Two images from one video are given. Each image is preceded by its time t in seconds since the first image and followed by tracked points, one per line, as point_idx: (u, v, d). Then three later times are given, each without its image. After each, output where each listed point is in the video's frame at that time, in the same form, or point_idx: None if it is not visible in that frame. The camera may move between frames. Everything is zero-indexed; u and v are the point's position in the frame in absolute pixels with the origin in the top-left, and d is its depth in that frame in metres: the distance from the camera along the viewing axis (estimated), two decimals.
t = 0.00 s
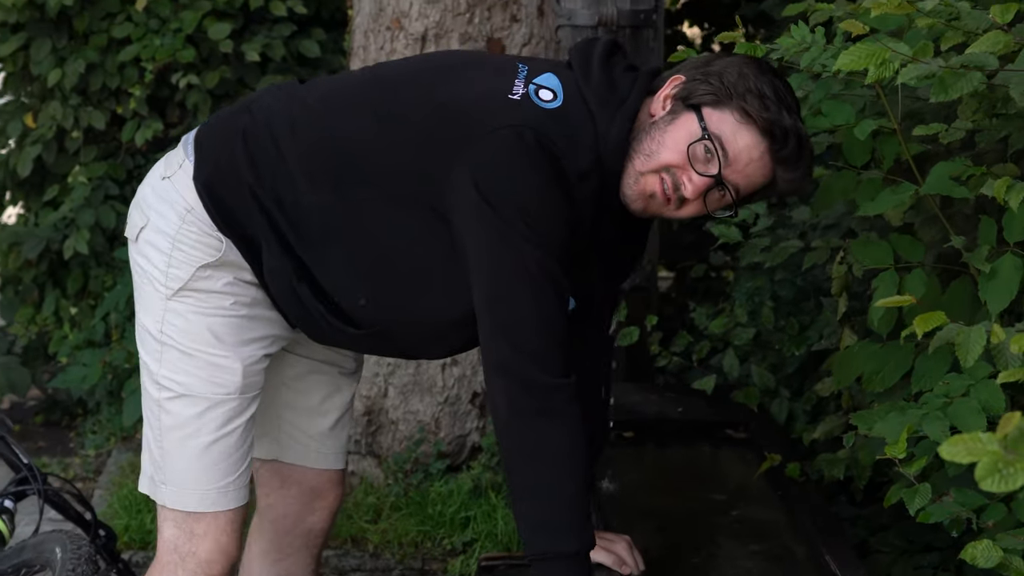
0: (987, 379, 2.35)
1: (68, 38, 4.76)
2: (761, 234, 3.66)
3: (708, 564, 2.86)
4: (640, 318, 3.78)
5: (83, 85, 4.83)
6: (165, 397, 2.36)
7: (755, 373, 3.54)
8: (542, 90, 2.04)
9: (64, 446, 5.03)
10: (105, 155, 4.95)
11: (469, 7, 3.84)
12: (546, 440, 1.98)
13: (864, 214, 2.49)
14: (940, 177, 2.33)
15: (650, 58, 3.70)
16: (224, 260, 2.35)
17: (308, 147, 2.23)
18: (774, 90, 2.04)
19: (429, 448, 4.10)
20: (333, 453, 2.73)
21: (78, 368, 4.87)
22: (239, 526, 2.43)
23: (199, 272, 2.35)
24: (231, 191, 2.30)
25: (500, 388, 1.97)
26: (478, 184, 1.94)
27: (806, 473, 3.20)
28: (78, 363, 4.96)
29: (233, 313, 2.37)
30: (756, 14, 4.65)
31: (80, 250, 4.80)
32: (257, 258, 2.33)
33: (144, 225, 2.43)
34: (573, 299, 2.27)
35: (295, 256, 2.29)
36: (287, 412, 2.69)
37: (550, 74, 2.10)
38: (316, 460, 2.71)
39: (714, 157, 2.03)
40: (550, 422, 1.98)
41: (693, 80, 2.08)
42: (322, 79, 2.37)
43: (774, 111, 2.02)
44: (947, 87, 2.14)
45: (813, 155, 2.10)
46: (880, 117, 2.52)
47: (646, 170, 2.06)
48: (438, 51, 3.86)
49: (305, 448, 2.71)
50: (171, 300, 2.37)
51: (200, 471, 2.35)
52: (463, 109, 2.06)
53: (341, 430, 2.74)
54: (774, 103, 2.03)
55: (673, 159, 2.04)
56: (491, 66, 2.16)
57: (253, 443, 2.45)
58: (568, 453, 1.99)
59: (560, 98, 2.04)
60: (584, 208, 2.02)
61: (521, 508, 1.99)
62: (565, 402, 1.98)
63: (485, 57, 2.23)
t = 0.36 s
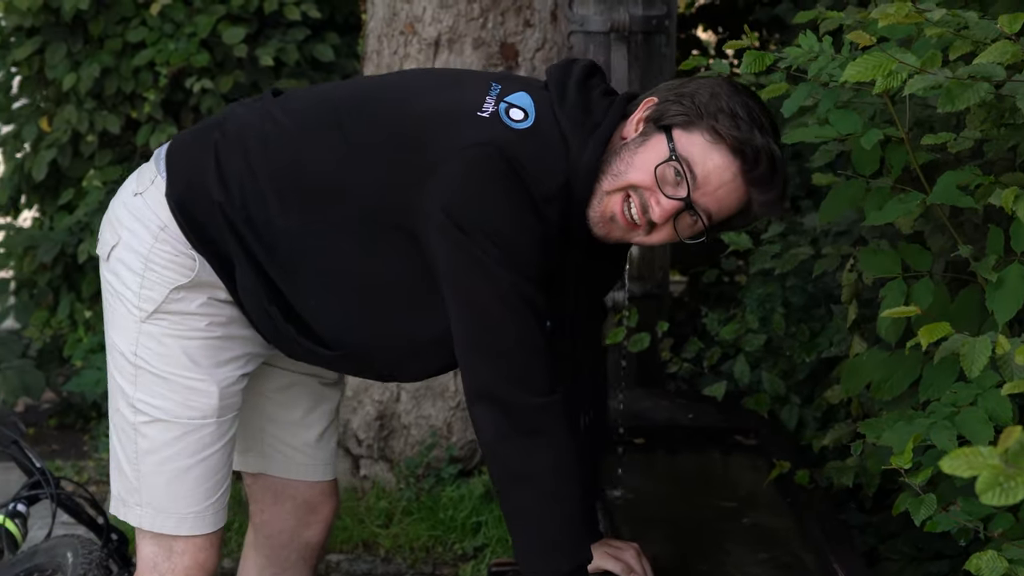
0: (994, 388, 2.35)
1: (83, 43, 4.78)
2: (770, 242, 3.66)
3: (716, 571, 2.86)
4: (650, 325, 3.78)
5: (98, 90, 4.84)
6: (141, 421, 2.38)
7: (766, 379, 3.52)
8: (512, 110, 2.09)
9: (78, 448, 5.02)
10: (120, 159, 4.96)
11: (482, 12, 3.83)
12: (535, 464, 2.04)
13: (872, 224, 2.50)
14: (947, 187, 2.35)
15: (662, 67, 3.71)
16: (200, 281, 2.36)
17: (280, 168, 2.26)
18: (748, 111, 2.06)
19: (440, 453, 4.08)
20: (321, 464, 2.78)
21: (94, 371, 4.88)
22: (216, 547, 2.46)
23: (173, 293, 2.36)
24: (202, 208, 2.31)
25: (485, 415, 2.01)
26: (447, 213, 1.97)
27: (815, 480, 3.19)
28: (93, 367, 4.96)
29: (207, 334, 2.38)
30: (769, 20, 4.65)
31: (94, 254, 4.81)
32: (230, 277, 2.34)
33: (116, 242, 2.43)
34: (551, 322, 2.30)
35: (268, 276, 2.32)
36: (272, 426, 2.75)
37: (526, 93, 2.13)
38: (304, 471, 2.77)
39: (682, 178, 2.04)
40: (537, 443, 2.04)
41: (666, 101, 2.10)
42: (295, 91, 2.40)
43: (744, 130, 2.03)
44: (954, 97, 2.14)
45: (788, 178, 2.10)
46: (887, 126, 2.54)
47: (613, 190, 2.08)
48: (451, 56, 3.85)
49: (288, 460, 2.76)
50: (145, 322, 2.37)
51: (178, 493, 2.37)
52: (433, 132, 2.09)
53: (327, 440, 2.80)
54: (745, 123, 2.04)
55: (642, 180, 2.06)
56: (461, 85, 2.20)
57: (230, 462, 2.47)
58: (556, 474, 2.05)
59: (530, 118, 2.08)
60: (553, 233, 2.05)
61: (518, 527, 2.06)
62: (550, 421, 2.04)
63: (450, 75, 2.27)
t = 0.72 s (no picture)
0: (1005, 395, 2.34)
1: (99, 45, 4.80)
2: (782, 245, 3.66)
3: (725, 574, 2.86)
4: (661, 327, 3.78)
5: (115, 92, 4.86)
6: (126, 429, 2.43)
7: (778, 382, 3.52)
8: (493, 125, 2.14)
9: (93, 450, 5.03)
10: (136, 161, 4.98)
11: (496, 15, 3.83)
12: (531, 478, 2.07)
13: (881, 230, 2.50)
14: (958, 192, 2.35)
15: (675, 72, 3.73)
16: (180, 287, 2.43)
17: (265, 182, 2.32)
18: (728, 134, 2.13)
19: (454, 455, 4.06)
20: (314, 468, 2.80)
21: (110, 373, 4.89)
22: (208, 551, 2.51)
23: (155, 299, 2.42)
24: (184, 216, 2.39)
25: (475, 430, 2.06)
26: (430, 231, 2.02)
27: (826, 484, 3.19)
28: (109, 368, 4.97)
29: (190, 340, 2.44)
30: (784, 23, 4.66)
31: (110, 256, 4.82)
32: (210, 282, 2.42)
33: (100, 250, 2.50)
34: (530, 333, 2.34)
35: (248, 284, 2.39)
36: (264, 431, 2.77)
37: (504, 108, 2.20)
38: (297, 476, 2.79)
39: (663, 201, 2.11)
40: (531, 457, 2.07)
41: (646, 122, 2.17)
42: (276, 102, 2.46)
43: (726, 153, 2.10)
44: (963, 104, 2.13)
45: (766, 202, 2.18)
46: (897, 131, 2.54)
47: (596, 211, 2.15)
48: (466, 58, 3.84)
49: (283, 466, 2.78)
50: (127, 329, 2.43)
51: (167, 500, 2.42)
52: (413, 146, 2.15)
53: (321, 444, 2.82)
54: (726, 146, 2.11)
55: (624, 200, 2.13)
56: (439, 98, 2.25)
57: (218, 468, 2.52)
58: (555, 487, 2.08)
59: (507, 134, 2.13)
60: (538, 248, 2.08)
61: (514, 538, 2.10)
62: (543, 433, 2.08)
63: (431, 88, 2.32)
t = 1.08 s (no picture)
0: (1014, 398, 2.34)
1: (114, 45, 4.81)
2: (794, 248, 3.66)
3: None
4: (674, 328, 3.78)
5: (130, 93, 4.87)
6: (139, 426, 2.42)
7: (789, 385, 3.52)
8: (506, 124, 2.13)
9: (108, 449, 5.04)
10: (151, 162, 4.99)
11: (510, 16, 3.81)
12: (541, 477, 2.05)
13: (891, 232, 2.50)
14: (967, 195, 2.33)
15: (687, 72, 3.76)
16: (195, 285, 2.40)
17: (278, 180, 2.31)
18: (742, 115, 2.12)
19: (466, 456, 4.07)
20: (330, 466, 2.80)
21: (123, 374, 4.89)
22: (221, 550, 2.50)
23: (169, 296, 2.40)
24: (198, 212, 2.35)
25: (486, 428, 2.04)
26: (442, 228, 2.00)
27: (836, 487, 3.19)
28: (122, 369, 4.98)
29: (203, 337, 2.42)
30: (798, 25, 4.65)
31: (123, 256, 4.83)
32: (225, 280, 2.39)
33: (113, 247, 2.49)
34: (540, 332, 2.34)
35: (262, 279, 2.36)
36: (279, 430, 2.77)
37: (516, 106, 2.19)
38: (314, 474, 2.79)
39: (683, 182, 2.10)
40: (540, 456, 2.06)
41: (659, 110, 2.16)
42: (287, 99, 2.46)
43: (743, 133, 2.10)
44: (972, 106, 2.13)
45: (783, 179, 2.17)
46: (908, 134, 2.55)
47: (616, 198, 2.14)
48: (478, 59, 3.82)
49: (299, 464, 2.78)
50: (142, 327, 2.41)
51: (179, 497, 2.41)
52: (427, 143, 2.14)
53: (336, 442, 2.81)
54: (742, 126, 2.11)
55: (643, 185, 2.12)
56: (452, 96, 2.25)
57: (230, 465, 2.51)
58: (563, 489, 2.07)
59: (521, 132, 2.12)
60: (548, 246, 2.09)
61: (524, 538, 2.09)
62: (551, 433, 2.07)
63: (443, 85, 2.31)
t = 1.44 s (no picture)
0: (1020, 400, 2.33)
1: (126, 46, 4.82)
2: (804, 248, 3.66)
3: None
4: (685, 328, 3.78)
5: (141, 93, 4.87)
6: (156, 421, 2.42)
7: (798, 385, 3.51)
8: (520, 120, 2.13)
9: (118, 449, 5.04)
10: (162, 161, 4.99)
11: (520, 17, 3.81)
12: (552, 475, 2.04)
13: (899, 232, 2.50)
14: (975, 195, 2.33)
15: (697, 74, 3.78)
16: (213, 281, 2.41)
17: (294, 174, 2.31)
18: (759, 121, 2.10)
19: (475, 457, 4.07)
20: (347, 463, 2.80)
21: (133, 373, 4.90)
22: (235, 546, 2.49)
23: (187, 292, 2.40)
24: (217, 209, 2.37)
25: (498, 422, 2.03)
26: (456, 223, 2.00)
27: (844, 487, 3.18)
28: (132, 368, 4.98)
29: (221, 334, 2.43)
30: (810, 25, 4.65)
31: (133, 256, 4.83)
32: (242, 276, 2.40)
33: (133, 244, 2.50)
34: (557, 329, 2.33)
35: (279, 276, 2.37)
36: (297, 426, 2.77)
37: (531, 103, 2.19)
38: (331, 471, 2.79)
39: (696, 194, 2.10)
40: (553, 454, 2.04)
41: (676, 111, 2.15)
42: (306, 96, 2.46)
43: (757, 144, 2.08)
44: (979, 107, 2.13)
45: (798, 186, 2.16)
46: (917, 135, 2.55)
47: (629, 204, 2.15)
48: (488, 60, 3.82)
49: (316, 461, 2.78)
50: (160, 322, 2.42)
51: (193, 492, 2.41)
52: (444, 138, 2.13)
53: (354, 441, 2.82)
54: (757, 136, 2.09)
55: (656, 192, 2.12)
56: (468, 92, 2.24)
57: (246, 461, 2.51)
58: (575, 483, 2.05)
59: (536, 128, 2.12)
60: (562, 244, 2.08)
61: (536, 536, 2.07)
62: (564, 428, 2.05)
63: (460, 80, 2.31)
